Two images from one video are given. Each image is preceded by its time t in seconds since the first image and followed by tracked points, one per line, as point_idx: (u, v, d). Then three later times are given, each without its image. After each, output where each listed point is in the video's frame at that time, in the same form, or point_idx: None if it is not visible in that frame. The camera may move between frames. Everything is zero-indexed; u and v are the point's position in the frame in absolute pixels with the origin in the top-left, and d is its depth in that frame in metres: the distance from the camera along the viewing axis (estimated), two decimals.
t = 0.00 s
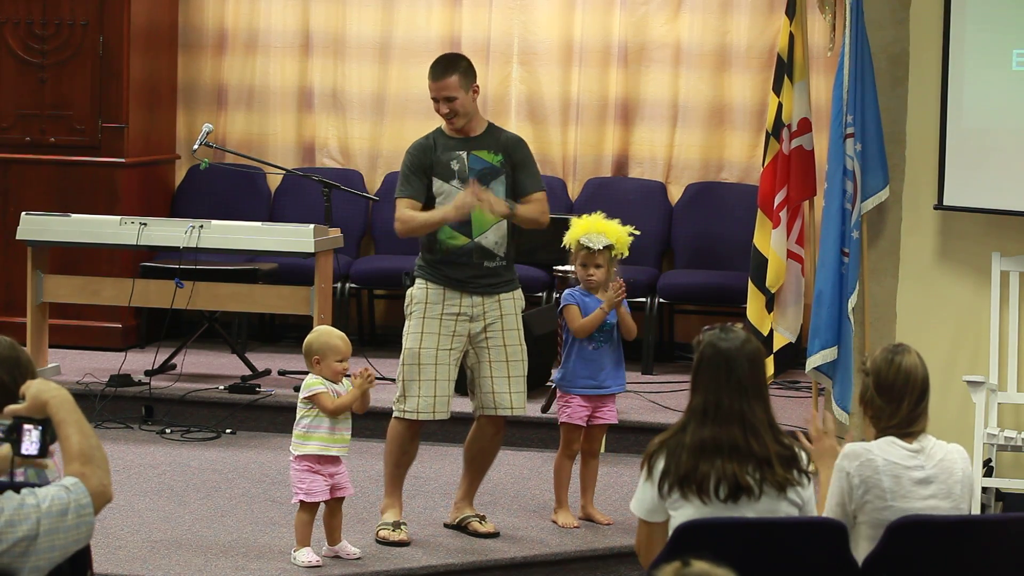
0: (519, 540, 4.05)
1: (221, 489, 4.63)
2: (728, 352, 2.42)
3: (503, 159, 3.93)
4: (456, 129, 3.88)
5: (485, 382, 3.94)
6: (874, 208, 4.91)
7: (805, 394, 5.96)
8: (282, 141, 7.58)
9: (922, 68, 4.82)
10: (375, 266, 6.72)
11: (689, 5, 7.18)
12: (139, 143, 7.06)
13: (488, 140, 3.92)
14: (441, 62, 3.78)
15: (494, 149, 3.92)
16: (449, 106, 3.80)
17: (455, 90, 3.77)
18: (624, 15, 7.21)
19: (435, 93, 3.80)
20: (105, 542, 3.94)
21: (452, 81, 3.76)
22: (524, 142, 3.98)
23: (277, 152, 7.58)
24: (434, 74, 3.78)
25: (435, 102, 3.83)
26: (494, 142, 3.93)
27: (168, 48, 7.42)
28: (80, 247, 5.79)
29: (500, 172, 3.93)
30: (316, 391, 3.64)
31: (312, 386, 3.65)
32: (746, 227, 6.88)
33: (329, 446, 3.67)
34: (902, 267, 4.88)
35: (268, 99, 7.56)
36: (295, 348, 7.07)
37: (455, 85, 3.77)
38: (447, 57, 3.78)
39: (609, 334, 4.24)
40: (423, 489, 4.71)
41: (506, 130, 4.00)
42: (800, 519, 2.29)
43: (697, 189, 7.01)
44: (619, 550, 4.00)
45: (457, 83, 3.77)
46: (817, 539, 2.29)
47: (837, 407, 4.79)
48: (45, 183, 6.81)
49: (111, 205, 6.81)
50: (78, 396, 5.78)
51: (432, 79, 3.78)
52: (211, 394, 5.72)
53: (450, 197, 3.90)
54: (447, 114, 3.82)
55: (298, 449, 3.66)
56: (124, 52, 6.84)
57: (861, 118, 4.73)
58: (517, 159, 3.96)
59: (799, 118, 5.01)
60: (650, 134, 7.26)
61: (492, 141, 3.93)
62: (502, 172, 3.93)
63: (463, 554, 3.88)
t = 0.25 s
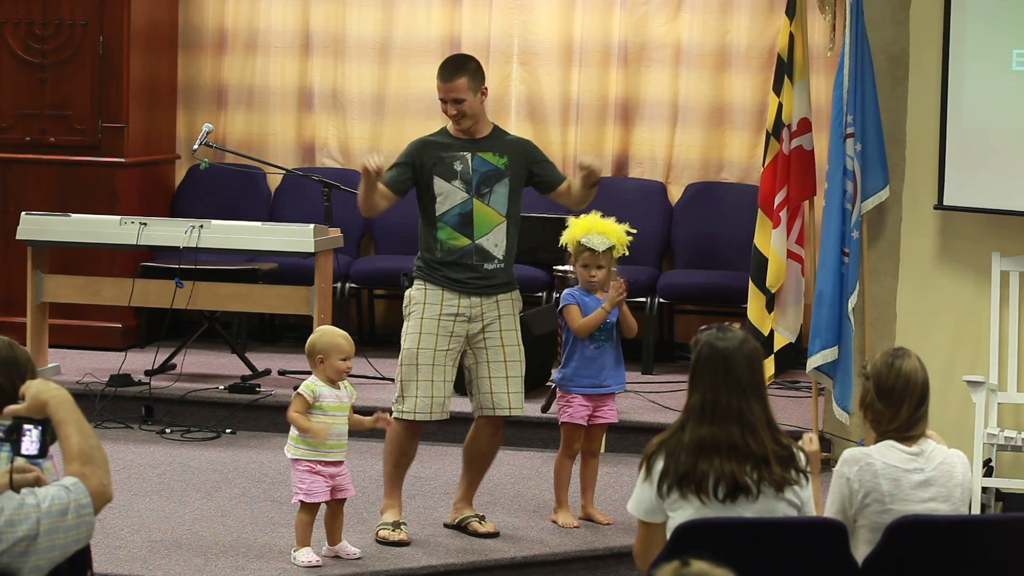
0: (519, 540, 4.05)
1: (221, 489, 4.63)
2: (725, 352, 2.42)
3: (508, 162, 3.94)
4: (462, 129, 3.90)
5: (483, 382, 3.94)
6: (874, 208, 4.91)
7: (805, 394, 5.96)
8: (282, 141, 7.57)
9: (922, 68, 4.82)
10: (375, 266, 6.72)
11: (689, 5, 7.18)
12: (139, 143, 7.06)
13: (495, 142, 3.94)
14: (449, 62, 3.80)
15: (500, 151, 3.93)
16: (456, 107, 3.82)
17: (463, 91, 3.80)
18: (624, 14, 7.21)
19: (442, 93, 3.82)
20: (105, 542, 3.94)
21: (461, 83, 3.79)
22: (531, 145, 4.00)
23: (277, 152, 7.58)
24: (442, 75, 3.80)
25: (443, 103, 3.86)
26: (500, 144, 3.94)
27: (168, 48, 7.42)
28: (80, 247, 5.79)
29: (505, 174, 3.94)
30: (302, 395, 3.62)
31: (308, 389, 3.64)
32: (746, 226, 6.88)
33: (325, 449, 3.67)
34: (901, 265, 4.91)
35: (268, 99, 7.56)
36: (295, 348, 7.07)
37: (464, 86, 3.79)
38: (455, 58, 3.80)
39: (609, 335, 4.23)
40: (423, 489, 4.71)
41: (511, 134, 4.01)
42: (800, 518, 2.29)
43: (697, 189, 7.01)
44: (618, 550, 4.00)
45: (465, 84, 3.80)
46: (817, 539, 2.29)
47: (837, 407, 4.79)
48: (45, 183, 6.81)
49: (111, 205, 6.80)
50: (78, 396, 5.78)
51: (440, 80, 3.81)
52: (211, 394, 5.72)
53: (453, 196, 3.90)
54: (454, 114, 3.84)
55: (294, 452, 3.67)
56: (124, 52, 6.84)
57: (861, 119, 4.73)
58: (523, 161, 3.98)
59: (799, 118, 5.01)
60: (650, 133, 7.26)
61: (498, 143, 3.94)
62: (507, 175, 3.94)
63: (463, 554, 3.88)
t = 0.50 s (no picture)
0: (519, 541, 4.05)
1: (221, 489, 4.63)
2: (723, 352, 2.42)
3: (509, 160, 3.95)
4: (464, 127, 3.89)
5: (482, 382, 3.95)
6: (874, 208, 4.91)
7: (805, 394, 5.96)
8: (282, 141, 7.57)
9: (922, 68, 4.82)
10: (375, 266, 6.72)
11: (689, 5, 7.18)
12: (139, 143, 7.06)
13: (497, 139, 3.94)
14: (454, 61, 3.78)
15: (502, 148, 3.94)
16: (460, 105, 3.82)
17: (468, 90, 3.79)
18: (624, 14, 7.21)
19: (446, 91, 3.81)
20: (105, 542, 3.94)
21: (465, 82, 3.77)
22: (534, 142, 4.01)
23: (277, 152, 7.58)
24: (447, 73, 3.78)
25: (446, 101, 3.85)
26: (502, 142, 3.95)
27: (168, 48, 7.42)
28: (80, 247, 5.79)
29: (507, 172, 3.94)
30: (297, 396, 3.62)
31: (304, 391, 3.64)
32: (746, 226, 6.88)
33: (324, 450, 3.67)
34: (901, 266, 4.91)
35: (268, 99, 7.56)
36: (295, 348, 7.07)
37: (468, 86, 3.79)
38: (460, 57, 3.78)
39: (608, 335, 4.22)
40: (423, 489, 4.71)
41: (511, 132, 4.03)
42: (801, 518, 2.28)
43: (697, 189, 7.01)
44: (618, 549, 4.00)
45: (470, 84, 3.78)
46: (816, 539, 2.29)
47: (837, 406, 4.80)
48: (45, 183, 6.81)
49: (111, 205, 6.80)
50: (78, 396, 5.78)
51: (444, 78, 3.79)
52: (211, 394, 5.72)
53: (455, 193, 3.90)
54: (456, 111, 3.84)
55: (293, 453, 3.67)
56: (125, 52, 6.84)
57: (861, 119, 4.74)
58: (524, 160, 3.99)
59: (799, 118, 5.01)
60: (650, 133, 7.26)
61: (499, 140, 3.95)
62: (508, 173, 3.95)
63: (463, 554, 3.88)
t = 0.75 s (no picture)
0: (519, 541, 4.04)
1: (221, 489, 4.63)
2: (721, 352, 2.42)
3: (507, 157, 3.96)
4: (461, 124, 3.90)
5: (482, 381, 3.95)
6: (874, 208, 4.90)
7: (805, 394, 5.96)
8: (282, 141, 7.57)
9: (922, 68, 4.82)
10: (375, 266, 6.72)
11: (689, 5, 7.18)
12: (139, 143, 7.06)
13: (494, 136, 3.95)
14: (453, 60, 3.77)
15: (499, 145, 3.95)
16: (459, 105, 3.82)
17: (467, 89, 3.79)
18: (624, 15, 7.21)
19: (445, 90, 3.81)
20: (105, 542, 3.94)
21: (465, 82, 3.77)
22: (531, 140, 4.02)
23: (277, 152, 7.58)
24: (446, 73, 3.77)
25: (445, 100, 3.85)
26: (499, 139, 3.96)
27: (168, 48, 7.42)
28: (80, 247, 5.79)
29: (504, 169, 3.95)
30: (294, 396, 3.63)
31: (302, 389, 3.65)
32: (746, 226, 6.88)
33: (323, 448, 3.67)
34: (901, 266, 4.92)
35: (268, 99, 7.56)
36: (295, 348, 7.07)
37: (467, 85, 3.79)
38: (458, 56, 3.77)
39: (607, 335, 4.23)
40: (423, 489, 4.71)
41: (508, 129, 4.03)
42: (801, 518, 2.28)
43: (697, 189, 7.01)
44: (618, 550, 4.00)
45: (469, 83, 3.79)
46: (818, 538, 2.29)
47: (837, 406, 4.79)
48: (44, 184, 6.81)
49: (111, 205, 6.80)
50: (78, 396, 5.78)
51: (443, 78, 3.78)
52: (211, 394, 5.72)
53: (453, 191, 3.90)
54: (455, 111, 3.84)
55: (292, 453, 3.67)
56: (125, 52, 6.84)
57: (862, 119, 4.73)
58: (521, 157, 4.00)
59: (799, 118, 5.01)
60: (650, 133, 7.26)
61: (496, 138, 3.96)
62: (506, 170, 3.95)
63: (463, 554, 3.88)
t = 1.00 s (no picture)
0: (519, 541, 4.04)
1: (221, 489, 4.63)
2: (722, 352, 2.42)
3: (498, 155, 3.97)
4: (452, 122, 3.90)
5: (479, 381, 3.95)
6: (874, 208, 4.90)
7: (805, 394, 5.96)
8: (282, 141, 7.57)
9: (922, 68, 4.82)
10: (374, 266, 6.72)
11: (689, 5, 7.18)
12: (139, 143, 7.05)
13: (484, 134, 3.96)
14: (445, 59, 3.76)
15: (490, 143, 3.96)
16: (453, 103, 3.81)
17: (461, 88, 3.79)
18: (624, 15, 7.21)
19: (438, 89, 3.80)
20: (105, 542, 3.94)
21: (459, 81, 3.77)
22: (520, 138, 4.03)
23: (277, 152, 7.58)
24: (439, 72, 3.76)
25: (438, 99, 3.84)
26: (490, 136, 3.96)
27: (168, 48, 7.42)
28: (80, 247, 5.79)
29: (496, 166, 3.96)
30: (301, 396, 3.62)
31: (306, 388, 3.65)
32: (746, 226, 6.88)
33: (329, 446, 3.67)
34: (901, 266, 4.91)
35: (268, 98, 7.56)
36: (296, 348, 7.07)
37: (462, 86, 3.78)
38: (452, 55, 3.77)
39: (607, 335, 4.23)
40: (423, 489, 4.71)
41: (496, 128, 4.04)
42: (800, 517, 2.28)
43: (697, 189, 7.01)
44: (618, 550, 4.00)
45: (463, 83, 3.78)
46: (817, 538, 2.29)
47: (837, 406, 4.79)
48: (44, 184, 6.81)
49: (111, 205, 6.80)
50: (78, 396, 5.78)
51: (436, 77, 3.77)
52: (211, 394, 5.72)
53: (445, 189, 3.90)
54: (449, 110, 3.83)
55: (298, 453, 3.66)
56: (125, 52, 6.84)
57: (862, 118, 4.73)
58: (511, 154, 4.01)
59: (799, 118, 5.01)
60: (650, 134, 7.26)
61: (487, 135, 3.96)
62: (497, 167, 3.96)
63: (463, 554, 3.88)
